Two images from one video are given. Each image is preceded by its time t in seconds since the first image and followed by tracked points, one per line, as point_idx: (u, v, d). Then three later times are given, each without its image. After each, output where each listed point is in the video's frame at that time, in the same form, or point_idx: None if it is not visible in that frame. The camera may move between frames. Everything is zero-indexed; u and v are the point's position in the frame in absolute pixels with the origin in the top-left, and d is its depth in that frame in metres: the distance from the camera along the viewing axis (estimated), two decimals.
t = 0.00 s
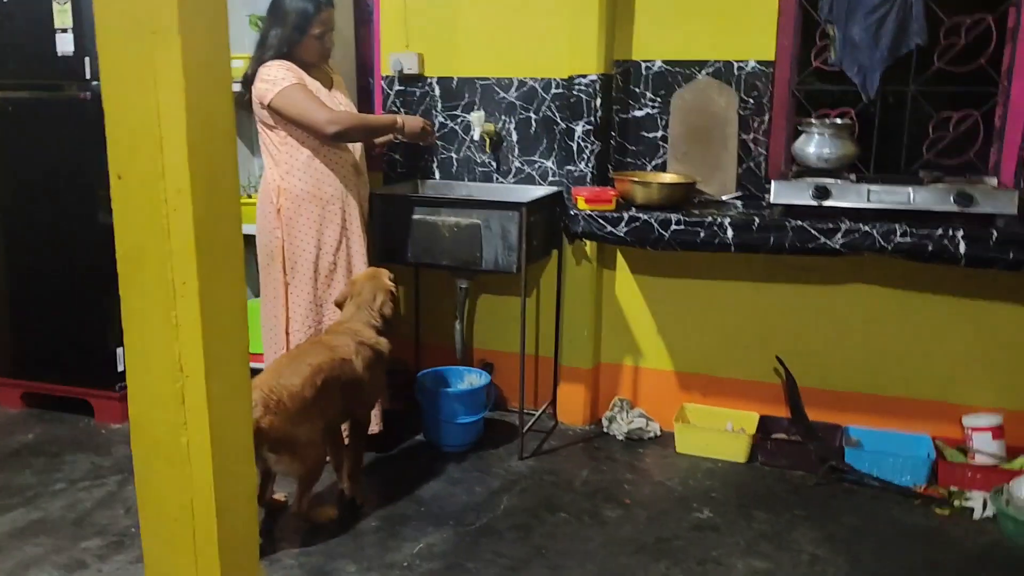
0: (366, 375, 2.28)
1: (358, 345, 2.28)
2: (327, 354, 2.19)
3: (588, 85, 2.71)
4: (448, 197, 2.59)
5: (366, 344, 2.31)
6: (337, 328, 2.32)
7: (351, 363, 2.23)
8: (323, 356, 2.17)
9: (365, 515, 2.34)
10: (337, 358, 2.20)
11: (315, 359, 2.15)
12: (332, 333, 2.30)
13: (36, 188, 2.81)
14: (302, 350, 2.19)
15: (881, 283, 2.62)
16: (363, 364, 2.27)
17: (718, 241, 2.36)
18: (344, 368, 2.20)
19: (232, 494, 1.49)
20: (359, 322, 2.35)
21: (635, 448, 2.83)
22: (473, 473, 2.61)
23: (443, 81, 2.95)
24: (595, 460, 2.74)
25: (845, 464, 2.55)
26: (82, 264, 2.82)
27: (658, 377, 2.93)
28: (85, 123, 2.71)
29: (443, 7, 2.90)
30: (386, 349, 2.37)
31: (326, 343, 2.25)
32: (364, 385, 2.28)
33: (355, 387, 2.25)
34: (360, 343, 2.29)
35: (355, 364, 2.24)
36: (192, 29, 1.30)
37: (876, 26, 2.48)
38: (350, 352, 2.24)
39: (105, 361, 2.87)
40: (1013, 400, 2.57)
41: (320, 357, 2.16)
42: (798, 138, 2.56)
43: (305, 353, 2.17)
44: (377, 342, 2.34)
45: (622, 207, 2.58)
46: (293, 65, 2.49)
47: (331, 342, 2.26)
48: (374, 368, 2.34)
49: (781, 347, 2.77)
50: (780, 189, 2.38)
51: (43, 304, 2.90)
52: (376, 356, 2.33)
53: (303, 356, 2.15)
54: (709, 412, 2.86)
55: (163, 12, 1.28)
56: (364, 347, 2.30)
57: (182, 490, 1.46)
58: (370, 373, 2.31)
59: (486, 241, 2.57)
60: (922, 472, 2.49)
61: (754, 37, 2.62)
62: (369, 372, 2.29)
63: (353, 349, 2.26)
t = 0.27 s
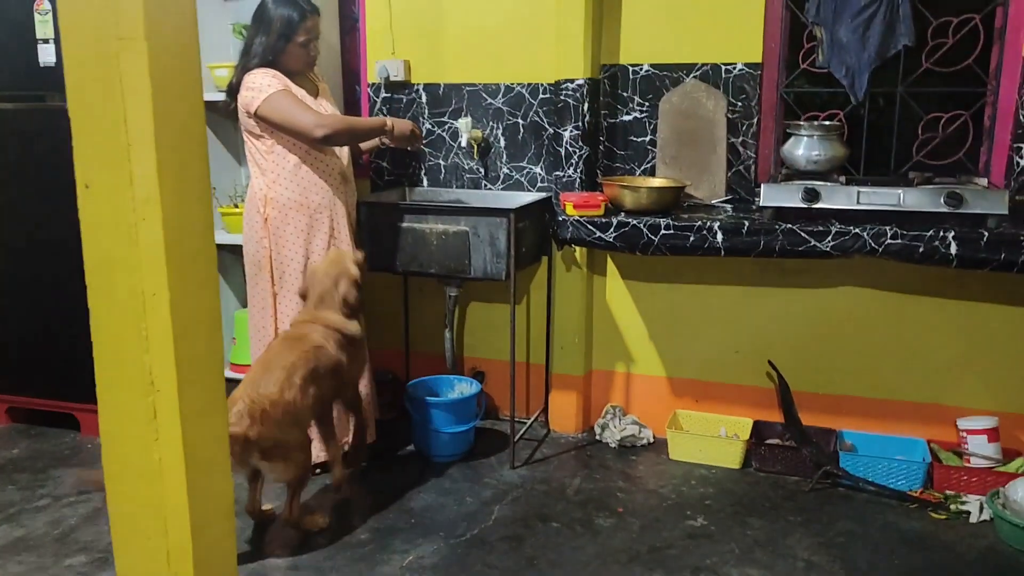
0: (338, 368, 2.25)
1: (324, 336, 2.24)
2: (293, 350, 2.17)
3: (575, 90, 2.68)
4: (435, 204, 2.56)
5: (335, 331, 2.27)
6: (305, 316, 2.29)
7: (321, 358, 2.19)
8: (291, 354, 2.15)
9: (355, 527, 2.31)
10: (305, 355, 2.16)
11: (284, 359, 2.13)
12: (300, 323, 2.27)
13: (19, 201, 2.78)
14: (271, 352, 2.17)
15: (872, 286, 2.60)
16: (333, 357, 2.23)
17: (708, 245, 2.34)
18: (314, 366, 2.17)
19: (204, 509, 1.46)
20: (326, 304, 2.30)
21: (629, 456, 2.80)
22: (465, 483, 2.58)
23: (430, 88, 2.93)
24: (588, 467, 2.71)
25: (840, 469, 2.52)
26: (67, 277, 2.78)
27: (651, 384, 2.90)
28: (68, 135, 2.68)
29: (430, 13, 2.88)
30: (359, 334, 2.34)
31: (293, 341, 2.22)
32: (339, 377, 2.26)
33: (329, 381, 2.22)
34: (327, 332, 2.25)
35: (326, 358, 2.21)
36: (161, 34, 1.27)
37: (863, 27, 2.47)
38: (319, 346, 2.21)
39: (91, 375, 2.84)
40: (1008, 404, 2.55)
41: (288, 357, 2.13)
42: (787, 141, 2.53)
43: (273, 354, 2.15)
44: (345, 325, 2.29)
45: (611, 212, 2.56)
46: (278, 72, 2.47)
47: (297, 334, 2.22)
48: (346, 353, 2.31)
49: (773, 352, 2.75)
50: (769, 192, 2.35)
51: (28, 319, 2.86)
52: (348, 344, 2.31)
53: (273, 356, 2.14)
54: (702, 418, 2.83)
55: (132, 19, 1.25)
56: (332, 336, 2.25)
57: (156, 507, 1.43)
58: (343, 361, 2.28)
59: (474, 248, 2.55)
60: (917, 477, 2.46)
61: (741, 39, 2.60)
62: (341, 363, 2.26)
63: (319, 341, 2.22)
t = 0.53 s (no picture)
0: (335, 351, 2.22)
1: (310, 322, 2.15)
2: (291, 365, 2.14)
3: (577, 112, 2.64)
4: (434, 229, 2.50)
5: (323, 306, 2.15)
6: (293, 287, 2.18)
7: (318, 360, 2.17)
8: (293, 377, 2.14)
9: (354, 564, 2.25)
10: (304, 365, 2.15)
11: (288, 382, 2.13)
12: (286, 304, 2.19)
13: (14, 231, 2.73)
14: (269, 369, 2.16)
15: (885, 310, 2.53)
16: (327, 346, 2.19)
17: (714, 269, 2.29)
18: (314, 370, 2.17)
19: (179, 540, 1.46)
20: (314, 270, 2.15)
21: (637, 486, 2.72)
22: (468, 516, 2.51)
23: (431, 112, 2.89)
24: (595, 499, 2.64)
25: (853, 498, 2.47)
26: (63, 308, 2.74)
27: (659, 411, 2.83)
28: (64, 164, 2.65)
29: (429, 37, 2.84)
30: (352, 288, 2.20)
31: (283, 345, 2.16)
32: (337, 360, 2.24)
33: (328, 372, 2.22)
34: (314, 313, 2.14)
35: (322, 355, 2.18)
36: (125, 72, 1.27)
37: (870, 44, 2.42)
38: (313, 346, 2.16)
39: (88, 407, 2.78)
40: None
41: (291, 380, 2.13)
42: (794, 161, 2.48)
43: (272, 372, 2.15)
44: (333, 294, 2.16)
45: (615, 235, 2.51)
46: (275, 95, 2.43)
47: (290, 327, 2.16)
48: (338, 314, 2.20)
49: (784, 377, 2.67)
50: (776, 213, 2.25)
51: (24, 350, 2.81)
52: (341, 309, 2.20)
53: (274, 377, 2.14)
54: (711, 446, 2.75)
55: (101, 61, 1.25)
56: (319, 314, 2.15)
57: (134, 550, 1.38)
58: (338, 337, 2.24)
59: (475, 274, 2.49)
60: (936, 508, 2.38)
61: (746, 58, 2.55)
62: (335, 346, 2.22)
63: (308, 336, 2.16)
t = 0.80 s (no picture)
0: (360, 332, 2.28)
1: (341, 299, 2.20)
2: (322, 343, 2.18)
3: (594, 147, 2.61)
4: (450, 266, 2.47)
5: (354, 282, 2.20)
6: (323, 260, 2.21)
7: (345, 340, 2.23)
8: (324, 356, 2.19)
9: None
10: (334, 344, 2.19)
11: (320, 361, 2.18)
12: (314, 276, 2.22)
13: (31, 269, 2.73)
14: (299, 346, 2.20)
15: (913, 348, 2.46)
16: (355, 327, 2.24)
17: (736, 306, 2.22)
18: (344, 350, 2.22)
19: None
20: (347, 249, 2.21)
21: (658, 530, 2.64)
22: (483, 561, 2.44)
23: (447, 147, 2.87)
24: (615, 543, 2.56)
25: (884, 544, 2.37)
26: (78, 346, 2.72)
27: (680, 452, 2.76)
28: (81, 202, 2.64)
29: (445, 72, 2.84)
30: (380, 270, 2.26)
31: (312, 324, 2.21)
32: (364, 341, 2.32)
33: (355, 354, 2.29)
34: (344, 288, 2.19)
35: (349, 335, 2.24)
36: (117, 117, 1.33)
37: (893, 76, 2.36)
38: (342, 324, 2.21)
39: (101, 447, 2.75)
40: None
41: (323, 359, 2.18)
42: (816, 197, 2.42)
43: (303, 348, 2.19)
44: (363, 271, 2.21)
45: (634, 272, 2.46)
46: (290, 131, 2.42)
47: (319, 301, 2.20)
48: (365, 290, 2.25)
49: (809, 418, 2.60)
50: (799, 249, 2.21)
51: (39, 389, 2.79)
52: (369, 288, 2.26)
53: (305, 355, 2.19)
54: (735, 488, 2.68)
55: (88, 104, 1.30)
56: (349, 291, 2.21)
57: None
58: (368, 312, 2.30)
59: (492, 311, 2.45)
60: (971, 553, 2.28)
61: (765, 91, 2.52)
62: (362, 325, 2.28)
63: (339, 314, 2.20)
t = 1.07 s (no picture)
0: (388, 386, 2.31)
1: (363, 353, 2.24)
2: (345, 402, 2.27)
3: (617, 180, 2.60)
4: (472, 300, 2.46)
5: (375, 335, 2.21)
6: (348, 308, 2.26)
7: (371, 395, 2.28)
8: (348, 413, 2.27)
9: None
10: (357, 401, 2.27)
11: (345, 417, 2.27)
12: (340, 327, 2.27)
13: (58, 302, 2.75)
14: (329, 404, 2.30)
15: (943, 385, 2.40)
16: (382, 382, 2.28)
17: (761, 342, 2.19)
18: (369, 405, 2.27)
19: None
20: (368, 298, 2.24)
21: (683, 570, 2.58)
22: None
23: (470, 181, 2.88)
24: None
25: None
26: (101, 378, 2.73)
27: (706, 490, 2.70)
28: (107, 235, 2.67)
29: (467, 107, 2.85)
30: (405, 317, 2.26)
31: (337, 383, 2.29)
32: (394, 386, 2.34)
33: (384, 403, 2.33)
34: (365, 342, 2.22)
35: (376, 390, 2.28)
36: (128, 160, 1.43)
37: (921, 109, 2.33)
38: (365, 380, 2.26)
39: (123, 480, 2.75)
40: None
41: (347, 416, 2.27)
42: (843, 231, 2.38)
43: (331, 407, 2.29)
44: (383, 321, 2.22)
45: (657, 307, 2.43)
46: (318, 163, 2.43)
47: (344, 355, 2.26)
48: (390, 340, 2.27)
49: (839, 456, 2.54)
50: (825, 284, 2.16)
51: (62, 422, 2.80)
52: (395, 336, 2.27)
53: (334, 412, 2.29)
54: (762, 527, 2.59)
55: (101, 147, 1.41)
56: (372, 344, 2.23)
57: None
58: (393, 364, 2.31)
59: (513, 346, 2.43)
60: None
61: (790, 125, 2.51)
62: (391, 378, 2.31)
63: (362, 369, 2.25)
